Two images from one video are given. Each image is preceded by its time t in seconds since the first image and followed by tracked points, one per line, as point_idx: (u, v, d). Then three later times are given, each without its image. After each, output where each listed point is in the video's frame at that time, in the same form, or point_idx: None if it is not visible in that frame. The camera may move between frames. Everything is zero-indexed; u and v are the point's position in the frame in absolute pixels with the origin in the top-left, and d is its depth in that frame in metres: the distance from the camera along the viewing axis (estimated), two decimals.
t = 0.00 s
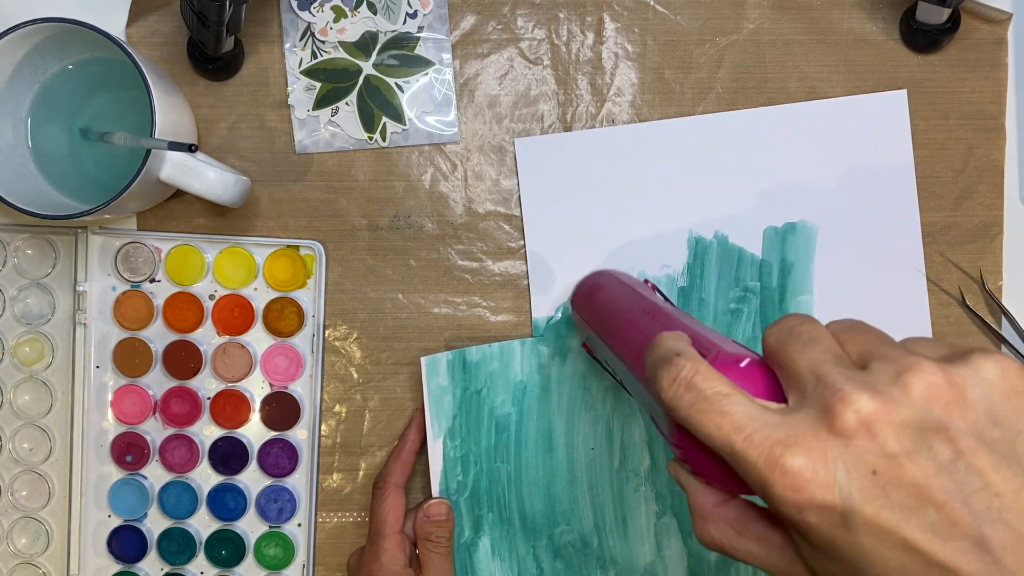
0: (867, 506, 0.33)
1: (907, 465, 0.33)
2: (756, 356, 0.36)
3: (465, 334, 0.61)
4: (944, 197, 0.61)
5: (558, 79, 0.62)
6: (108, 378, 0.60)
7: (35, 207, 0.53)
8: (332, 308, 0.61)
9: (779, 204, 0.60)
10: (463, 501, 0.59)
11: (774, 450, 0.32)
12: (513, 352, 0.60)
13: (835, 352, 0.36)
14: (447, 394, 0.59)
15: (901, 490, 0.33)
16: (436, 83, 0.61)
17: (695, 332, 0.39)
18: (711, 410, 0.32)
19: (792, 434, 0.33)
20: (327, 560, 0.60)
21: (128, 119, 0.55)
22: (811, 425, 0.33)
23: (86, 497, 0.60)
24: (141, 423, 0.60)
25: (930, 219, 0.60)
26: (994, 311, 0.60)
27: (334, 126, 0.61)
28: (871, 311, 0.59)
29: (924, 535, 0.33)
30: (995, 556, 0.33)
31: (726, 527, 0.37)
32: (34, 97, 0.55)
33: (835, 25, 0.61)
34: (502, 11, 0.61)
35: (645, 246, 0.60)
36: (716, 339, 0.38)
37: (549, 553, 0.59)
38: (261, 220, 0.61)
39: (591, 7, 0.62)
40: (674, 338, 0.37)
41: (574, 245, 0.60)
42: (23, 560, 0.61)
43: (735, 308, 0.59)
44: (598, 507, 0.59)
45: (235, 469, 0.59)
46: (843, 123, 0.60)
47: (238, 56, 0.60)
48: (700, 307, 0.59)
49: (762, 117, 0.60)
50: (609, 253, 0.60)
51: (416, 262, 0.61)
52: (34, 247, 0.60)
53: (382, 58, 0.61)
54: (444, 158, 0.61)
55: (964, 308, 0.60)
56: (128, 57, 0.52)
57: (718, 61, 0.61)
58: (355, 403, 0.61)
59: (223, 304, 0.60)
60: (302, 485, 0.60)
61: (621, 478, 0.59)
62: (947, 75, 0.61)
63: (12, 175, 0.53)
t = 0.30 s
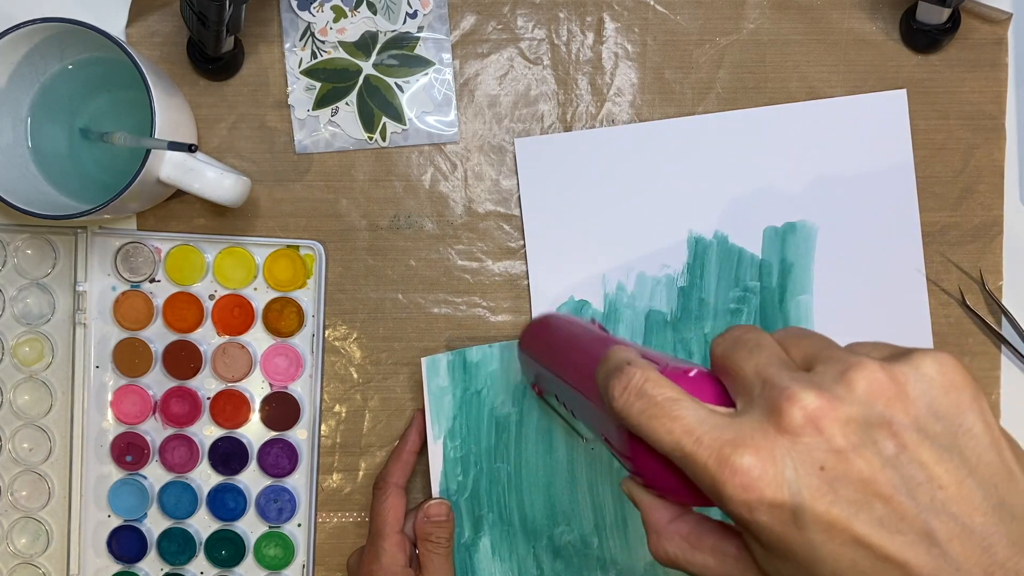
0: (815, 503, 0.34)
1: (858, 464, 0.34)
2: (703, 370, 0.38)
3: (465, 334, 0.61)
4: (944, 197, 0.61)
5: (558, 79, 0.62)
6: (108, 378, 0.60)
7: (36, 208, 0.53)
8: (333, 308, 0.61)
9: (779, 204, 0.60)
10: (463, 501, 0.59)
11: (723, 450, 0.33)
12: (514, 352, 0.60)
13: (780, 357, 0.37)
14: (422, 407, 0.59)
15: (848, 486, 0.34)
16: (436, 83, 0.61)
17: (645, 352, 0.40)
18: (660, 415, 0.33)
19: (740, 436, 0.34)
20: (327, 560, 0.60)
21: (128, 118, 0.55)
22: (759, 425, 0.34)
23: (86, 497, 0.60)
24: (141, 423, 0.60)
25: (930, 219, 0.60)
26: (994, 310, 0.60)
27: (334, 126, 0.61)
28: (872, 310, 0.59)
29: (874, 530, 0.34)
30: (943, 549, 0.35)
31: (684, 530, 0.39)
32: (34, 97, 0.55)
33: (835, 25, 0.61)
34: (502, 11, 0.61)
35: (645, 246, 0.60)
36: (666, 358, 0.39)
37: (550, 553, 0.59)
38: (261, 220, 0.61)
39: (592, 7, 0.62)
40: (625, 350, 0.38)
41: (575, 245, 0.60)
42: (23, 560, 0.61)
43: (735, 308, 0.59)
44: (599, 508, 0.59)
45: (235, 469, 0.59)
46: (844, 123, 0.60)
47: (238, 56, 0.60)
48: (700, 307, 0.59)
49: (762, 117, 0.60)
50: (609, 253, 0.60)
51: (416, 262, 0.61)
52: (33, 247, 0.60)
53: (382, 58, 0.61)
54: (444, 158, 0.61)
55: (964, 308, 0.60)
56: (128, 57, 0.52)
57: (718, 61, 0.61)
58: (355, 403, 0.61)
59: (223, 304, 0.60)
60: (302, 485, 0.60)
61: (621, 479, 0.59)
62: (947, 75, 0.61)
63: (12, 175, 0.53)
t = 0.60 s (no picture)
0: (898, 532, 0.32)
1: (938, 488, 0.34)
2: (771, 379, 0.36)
3: (465, 334, 0.61)
4: (944, 197, 0.61)
5: (558, 79, 0.62)
6: (108, 378, 0.60)
7: (34, 208, 0.53)
8: (332, 308, 0.61)
9: (779, 204, 0.60)
10: (463, 501, 0.59)
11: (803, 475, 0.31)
12: (514, 352, 0.59)
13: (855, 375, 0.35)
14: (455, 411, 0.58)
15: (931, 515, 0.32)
16: (436, 83, 0.61)
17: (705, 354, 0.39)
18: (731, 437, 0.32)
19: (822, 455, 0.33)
20: (327, 561, 0.60)
21: (128, 118, 0.55)
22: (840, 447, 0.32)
23: (86, 498, 0.60)
24: (141, 423, 0.60)
25: (930, 219, 0.60)
26: (994, 310, 0.60)
27: (334, 126, 0.61)
28: (871, 310, 0.59)
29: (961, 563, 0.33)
30: None
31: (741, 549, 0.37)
32: (35, 97, 0.55)
33: (835, 25, 0.61)
34: (502, 11, 0.61)
35: (645, 246, 0.60)
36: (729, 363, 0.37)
37: (550, 553, 0.59)
38: (261, 220, 0.61)
39: (591, 7, 0.62)
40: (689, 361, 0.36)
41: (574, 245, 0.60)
42: (23, 560, 0.61)
43: (735, 307, 0.59)
44: (598, 508, 0.59)
45: (235, 469, 0.59)
46: (845, 123, 0.60)
47: (238, 56, 0.60)
48: (700, 306, 0.59)
49: (762, 117, 0.60)
50: (609, 253, 0.60)
51: (416, 262, 0.61)
52: (33, 247, 0.60)
53: (382, 58, 0.61)
54: (444, 158, 0.61)
55: (964, 308, 0.60)
56: (128, 57, 0.52)
57: (718, 61, 0.61)
58: (355, 403, 0.61)
59: (223, 304, 0.60)
60: (302, 485, 0.60)
61: (621, 478, 0.59)
62: (947, 75, 0.61)
63: (12, 175, 0.53)
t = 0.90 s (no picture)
0: None
1: (990, 529, 0.29)
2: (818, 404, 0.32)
3: (465, 334, 0.61)
4: (943, 197, 0.61)
5: (558, 79, 0.62)
6: (108, 378, 0.60)
7: (35, 208, 0.53)
8: (332, 308, 0.61)
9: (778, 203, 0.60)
10: (463, 501, 0.59)
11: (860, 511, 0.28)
12: (515, 352, 0.59)
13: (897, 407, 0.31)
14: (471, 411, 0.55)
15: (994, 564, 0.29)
16: (436, 83, 0.61)
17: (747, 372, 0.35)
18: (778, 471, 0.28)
19: (877, 493, 0.28)
20: (327, 561, 0.60)
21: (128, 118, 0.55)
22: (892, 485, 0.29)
23: (86, 498, 0.60)
24: (141, 423, 0.60)
25: (929, 219, 0.60)
26: (994, 310, 0.60)
27: (334, 126, 0.61)
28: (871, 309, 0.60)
29: None
30: None
31: None
32: (35, 97, 0.55)
33: (835, 25, 0.61)
34: (502, 11, 0.61)
35: (645, 246, 0.60)
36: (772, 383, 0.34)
37: (549, 553, 0.59)
38: (262, 220, 0.61)
39: (592, 7, 0.62)
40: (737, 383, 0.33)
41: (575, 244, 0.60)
42: (23, 560, 0.61)
43: (734, 307, 0.59)
44: (599, 507, 0.59)
45: (235, 469, 0.59)
46: (845, 122, 0.60)
47: (238, 56, 0.60)
48: (700, 306, 0.59)
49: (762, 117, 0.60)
50: (609, 253, 0.60)
51: (416, 262, 0.61)
52: (34, 247, 0.60)
53: (382, 58, 0.61)
54: (444, 158, 0.61)
55: (964, 308, 0.60)
56: (128, 57, 0.52)
57: (718, 61, 0.61)
58: (355, 403, 0.61)
59: (223, 304, 0.60)
60: (302, 485, 0.60)
61: (621, 478, 0.59)
62: (947, 75, 0.61)
63: (12, 175, 0.53)
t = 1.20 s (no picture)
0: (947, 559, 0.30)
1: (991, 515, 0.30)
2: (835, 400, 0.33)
3: (465, 335, 0.61)
4: (944, 197, 0.61)
5: (558, 79, 0.62)
6: (108, 378, 0.60)
7: (33, 208, 0.53)
8: (333, 308, 0.61)
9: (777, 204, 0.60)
10: (464, 502, 0.59)
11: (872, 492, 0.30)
12: (515, 353, 0.60)
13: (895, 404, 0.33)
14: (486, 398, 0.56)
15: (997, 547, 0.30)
16: (436, 83, 0.61)
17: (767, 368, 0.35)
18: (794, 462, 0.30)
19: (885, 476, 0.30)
20: (327, 560, 0.60)
21: (128, 118, 0.55)
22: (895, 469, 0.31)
23: (86, 497, 0.60)
24: (141, 423, 0.60)
25: (929, 219, 0.60)
26: (994, 310, 0.60)
27: (334, 126, 0.61)
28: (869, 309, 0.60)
29: None
30: None
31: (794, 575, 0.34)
32: (35, 97, 0.55)
33: (835, 25, 0.61)
34: (502, 11, 0.61)
35: (645, 246, 0.60)
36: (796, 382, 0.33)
37: (550, 553, 0.59)
38: (262, 220, 0.61)
39: (592, 7, 0.62)
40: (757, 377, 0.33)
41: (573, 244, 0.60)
42: (23, 560, 0.61)
43: (734, 307, 0.59)
44: (599, 507, 0.59)
45: (235, 469, 0.59)
46: (845, 122, 0.60)
47: (238, 56, 0.60)
48: (700, 306, 0.59)
49: (762, 116, 0.60)
50: (609, 253, 0.60)
51: (416, 261, 0.61)
52: (34, 247, 0.60)
53: (382, 58, 0.61)
54: (444, 158, 0.61)
55: (964, 308, 0.60)
56: (127, 57, 0.52)
57: (718, 61, 0.61)
58: (355, 403, 0.61)
59: (223, 305, 0.60)
60: (302, 485, 0.60)
61: (620, 478, 0.59)
62: (947, 75, 0.61)
63: (12, 175, 0.54)
